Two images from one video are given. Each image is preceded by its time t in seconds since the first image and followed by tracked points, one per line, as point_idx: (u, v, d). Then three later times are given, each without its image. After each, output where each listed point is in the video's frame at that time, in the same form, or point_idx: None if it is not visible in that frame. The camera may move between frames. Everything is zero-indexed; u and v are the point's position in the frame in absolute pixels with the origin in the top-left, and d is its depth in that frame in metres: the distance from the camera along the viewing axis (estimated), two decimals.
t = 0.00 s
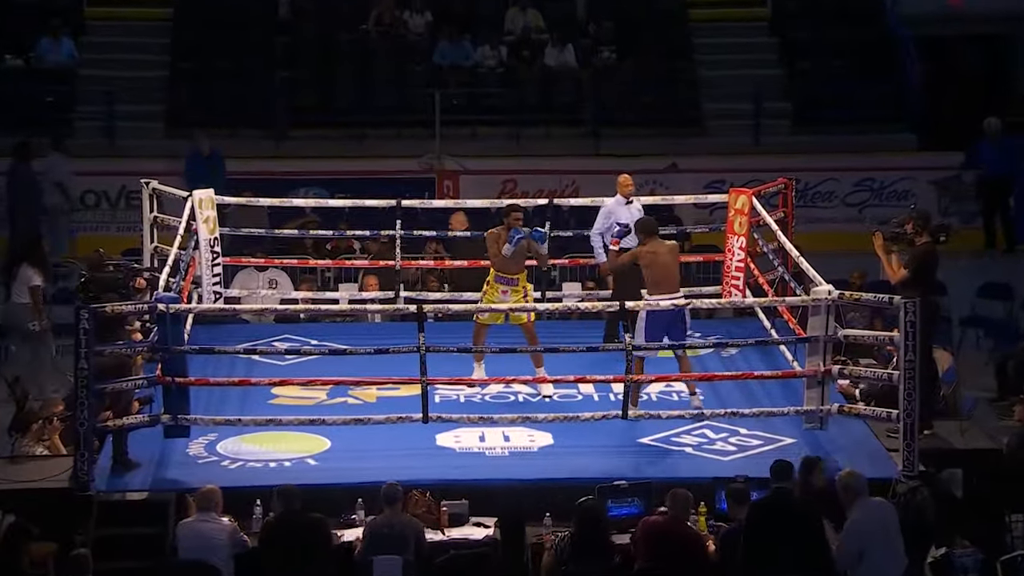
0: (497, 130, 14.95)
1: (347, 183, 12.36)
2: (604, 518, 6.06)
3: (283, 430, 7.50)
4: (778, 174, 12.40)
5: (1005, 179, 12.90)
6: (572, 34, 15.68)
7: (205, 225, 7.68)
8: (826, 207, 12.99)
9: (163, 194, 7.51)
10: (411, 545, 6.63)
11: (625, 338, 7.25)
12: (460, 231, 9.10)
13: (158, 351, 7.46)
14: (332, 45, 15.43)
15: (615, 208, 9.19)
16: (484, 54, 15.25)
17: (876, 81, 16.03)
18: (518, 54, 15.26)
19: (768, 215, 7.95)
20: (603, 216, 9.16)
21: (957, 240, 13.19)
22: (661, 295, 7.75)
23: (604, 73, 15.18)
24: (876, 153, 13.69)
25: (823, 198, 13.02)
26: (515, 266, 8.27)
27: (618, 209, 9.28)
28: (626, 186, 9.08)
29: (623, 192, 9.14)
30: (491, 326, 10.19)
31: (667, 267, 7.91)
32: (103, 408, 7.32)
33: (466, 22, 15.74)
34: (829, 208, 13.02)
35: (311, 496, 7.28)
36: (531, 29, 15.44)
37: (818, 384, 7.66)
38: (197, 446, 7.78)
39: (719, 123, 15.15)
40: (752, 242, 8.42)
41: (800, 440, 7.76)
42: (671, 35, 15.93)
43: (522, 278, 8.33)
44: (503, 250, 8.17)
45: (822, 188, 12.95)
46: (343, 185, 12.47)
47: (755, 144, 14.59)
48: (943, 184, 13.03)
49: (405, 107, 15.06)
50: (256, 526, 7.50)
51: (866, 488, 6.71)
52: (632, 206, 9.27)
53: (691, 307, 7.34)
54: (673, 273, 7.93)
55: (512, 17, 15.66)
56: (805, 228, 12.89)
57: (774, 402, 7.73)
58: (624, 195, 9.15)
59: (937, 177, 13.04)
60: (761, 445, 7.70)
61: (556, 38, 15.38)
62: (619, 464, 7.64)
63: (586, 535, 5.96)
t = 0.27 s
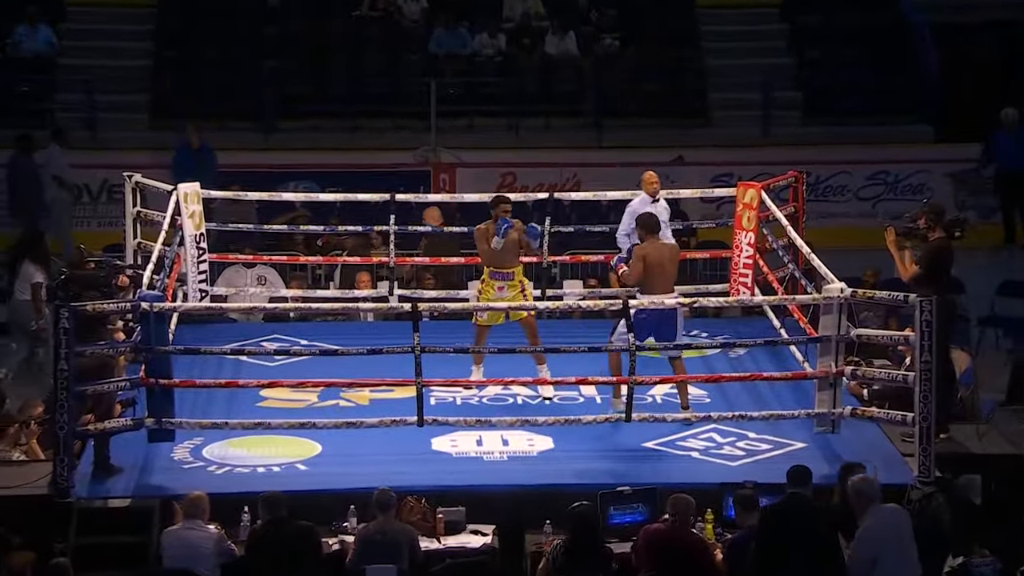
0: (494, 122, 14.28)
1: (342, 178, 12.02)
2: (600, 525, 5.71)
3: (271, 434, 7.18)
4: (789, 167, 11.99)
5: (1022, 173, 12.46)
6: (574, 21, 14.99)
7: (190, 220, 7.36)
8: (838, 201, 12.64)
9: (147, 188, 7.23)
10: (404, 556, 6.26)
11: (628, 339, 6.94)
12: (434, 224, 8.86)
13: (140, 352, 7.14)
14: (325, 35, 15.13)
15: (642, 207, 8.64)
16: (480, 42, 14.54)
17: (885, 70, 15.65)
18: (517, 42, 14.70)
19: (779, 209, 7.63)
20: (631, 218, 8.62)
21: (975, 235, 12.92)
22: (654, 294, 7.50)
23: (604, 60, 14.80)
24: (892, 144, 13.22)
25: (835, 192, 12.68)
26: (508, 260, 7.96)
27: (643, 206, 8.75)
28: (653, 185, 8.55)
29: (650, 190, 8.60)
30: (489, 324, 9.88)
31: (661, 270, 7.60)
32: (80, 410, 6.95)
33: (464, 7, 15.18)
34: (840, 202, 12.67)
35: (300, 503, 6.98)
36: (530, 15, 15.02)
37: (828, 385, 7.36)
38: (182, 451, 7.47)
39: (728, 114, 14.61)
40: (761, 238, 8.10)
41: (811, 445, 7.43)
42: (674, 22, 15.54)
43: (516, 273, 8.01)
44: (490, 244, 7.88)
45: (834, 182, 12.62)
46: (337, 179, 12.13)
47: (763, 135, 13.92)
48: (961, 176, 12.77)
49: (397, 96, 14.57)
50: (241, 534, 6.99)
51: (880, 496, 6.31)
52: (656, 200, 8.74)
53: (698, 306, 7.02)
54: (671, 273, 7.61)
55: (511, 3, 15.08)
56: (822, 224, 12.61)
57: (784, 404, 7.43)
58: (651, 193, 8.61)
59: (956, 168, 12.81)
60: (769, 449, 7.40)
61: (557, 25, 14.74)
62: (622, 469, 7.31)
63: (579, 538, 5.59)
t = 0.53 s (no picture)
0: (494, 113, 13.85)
1: (338, 172, 11.69)
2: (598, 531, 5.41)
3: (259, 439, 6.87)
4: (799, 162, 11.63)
5: None
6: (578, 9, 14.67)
7: (176, 216, 7.05)
8: (851, 195, 12.26)
9: (130, 182, 7.06)
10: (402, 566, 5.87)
11: (632, 339, 6.65)
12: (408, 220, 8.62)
13: (124, 354, 6.83)
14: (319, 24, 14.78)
15: (667, 205, 8.22)
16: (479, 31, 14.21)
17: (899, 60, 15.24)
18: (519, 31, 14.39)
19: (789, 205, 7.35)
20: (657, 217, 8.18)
21: (993, 231, 12.48)
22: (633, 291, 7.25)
23: (608, 50, 14.42)
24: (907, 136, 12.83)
25: (848, 187, 12.25)
26: (515, 261, 7.66)
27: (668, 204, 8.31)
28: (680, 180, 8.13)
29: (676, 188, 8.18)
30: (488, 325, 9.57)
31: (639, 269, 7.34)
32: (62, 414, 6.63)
33: None
34: (853, 197, 12.25)
35: (288, 511, 6.67)
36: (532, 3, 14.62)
37: (841, 388, 7.07)
38: (167, 457, 7.15)
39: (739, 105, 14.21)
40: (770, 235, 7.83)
41: (823, 451, 7.13)
42: (681, 10, 15.16)
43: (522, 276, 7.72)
44: (502, 241, 7.59)
45: (847, 176, 12.21)
46: (333, 173, 11.80)
47: (773, 128, 13.55)
48: (980, 171, 12.17)
49: (394, 87, 14.15)
50: (229, 544, 6.64)
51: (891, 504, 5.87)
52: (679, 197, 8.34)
53: (705, 306, 6.73)
54: (650, 272, 7.33)
55: None
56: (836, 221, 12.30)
57: (794, 408, 7.14)
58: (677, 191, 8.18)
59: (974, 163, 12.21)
60: (780, 454, 7.10)
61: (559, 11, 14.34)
62: (625, 475, 7.00)
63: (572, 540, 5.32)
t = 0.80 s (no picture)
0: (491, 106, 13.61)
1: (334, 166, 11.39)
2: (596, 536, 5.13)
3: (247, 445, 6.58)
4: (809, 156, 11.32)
5: None
6: None
7: (161, 213, 6.77)
8: (866, 191, 11.94)
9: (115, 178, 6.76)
10: None
11: (637, 341, 6.36)
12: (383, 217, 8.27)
13: (107, 356, 6.54)
14: (315, 12, 14.40)
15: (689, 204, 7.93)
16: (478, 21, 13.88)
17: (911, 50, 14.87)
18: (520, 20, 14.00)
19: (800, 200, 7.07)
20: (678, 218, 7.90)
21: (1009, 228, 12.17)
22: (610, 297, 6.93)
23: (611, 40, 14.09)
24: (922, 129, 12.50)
25: (861, 182, 11.95)
26: (515, 261, 7.37)
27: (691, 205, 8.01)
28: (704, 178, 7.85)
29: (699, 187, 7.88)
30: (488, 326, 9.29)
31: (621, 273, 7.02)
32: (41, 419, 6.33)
33: None
34: (867, 192, 11.94)
35: (280, 520, 6.38)
36: None
37: (854, 392, 6.79)
38: (152, 463, 6.86)
39: (746, 96, 13.88)
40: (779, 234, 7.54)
41: (835, 457, 6.85)
42: None
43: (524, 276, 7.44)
44: (498, 241, 7.32)
45: (861, 171, 11.90)
46: (329, 168, 11.49)
47: (782, 120, 13.23)
48: (998, 165, 11.97)
49: (390, 79, 13.86)
50: (218, 553, 6.33)
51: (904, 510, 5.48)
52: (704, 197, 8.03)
53: (712, 306, 6.45)
54: (631, 278, 7.00)
55: None
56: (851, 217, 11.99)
57: (806, 413, 6.85)
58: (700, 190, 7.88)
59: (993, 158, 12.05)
60: (790, 461, 6.82)
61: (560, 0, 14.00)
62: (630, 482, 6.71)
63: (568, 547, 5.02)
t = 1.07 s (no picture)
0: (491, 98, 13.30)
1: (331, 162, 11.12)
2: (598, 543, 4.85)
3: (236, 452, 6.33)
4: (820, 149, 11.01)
5: None
6: None
7: (148, 209, 6.55)
8: (877, 186, 11.43)
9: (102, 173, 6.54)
10: None
11: (641, 342, 6.11)
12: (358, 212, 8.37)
13: (91, 358, 6.28)
14: (312, 5, 14.12)
15: (711, 201, 7.33)
16: (477, 11, 13.72)
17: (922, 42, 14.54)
18: (519, 12, 13.80)
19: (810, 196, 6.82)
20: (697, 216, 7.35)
21: None
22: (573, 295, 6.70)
23: (615, 33, 13.81)
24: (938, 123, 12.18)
25: (875, 177, 11.46)
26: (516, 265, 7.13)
27: (718, 203, 7.37)
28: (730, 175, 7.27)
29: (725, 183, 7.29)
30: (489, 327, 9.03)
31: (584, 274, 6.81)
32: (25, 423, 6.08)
33: None
34: (881, 187, 11.42)
35: (272, 529, 6.12)
36: None
37: (866, 395, 6.54)
38: (138, 469, 6.60)
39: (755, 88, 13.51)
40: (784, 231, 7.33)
41: (847, 463, 6.59)
42: None
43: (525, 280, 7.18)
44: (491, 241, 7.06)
45: (874, 166, 11.39)
46: (326, 162, 11.22)
47: (790, 114, 12.93)
48: (1017, 159, 11.45)
49: (386, 70, 13.60)
50: (207, 563, 6.00)
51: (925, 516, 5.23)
52: (732, 194, 7.36)
53: (720, 306, 6.19)
54: (590, 276, 6.78)
55: None
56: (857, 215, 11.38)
57: (817, 417, 6.60)
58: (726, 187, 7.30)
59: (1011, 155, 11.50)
60: (800, 467, 6.56)
61: None
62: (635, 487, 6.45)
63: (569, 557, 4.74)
